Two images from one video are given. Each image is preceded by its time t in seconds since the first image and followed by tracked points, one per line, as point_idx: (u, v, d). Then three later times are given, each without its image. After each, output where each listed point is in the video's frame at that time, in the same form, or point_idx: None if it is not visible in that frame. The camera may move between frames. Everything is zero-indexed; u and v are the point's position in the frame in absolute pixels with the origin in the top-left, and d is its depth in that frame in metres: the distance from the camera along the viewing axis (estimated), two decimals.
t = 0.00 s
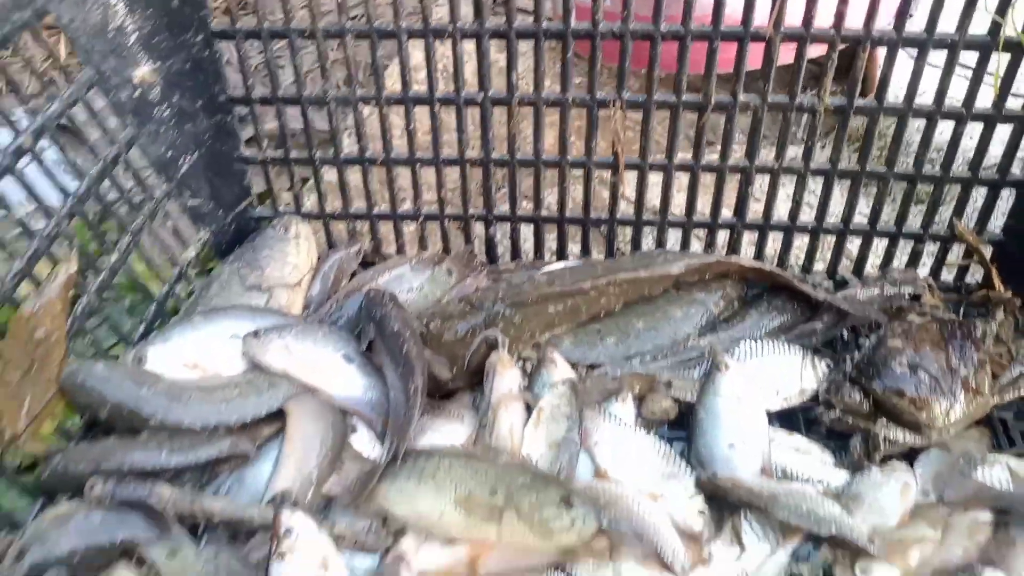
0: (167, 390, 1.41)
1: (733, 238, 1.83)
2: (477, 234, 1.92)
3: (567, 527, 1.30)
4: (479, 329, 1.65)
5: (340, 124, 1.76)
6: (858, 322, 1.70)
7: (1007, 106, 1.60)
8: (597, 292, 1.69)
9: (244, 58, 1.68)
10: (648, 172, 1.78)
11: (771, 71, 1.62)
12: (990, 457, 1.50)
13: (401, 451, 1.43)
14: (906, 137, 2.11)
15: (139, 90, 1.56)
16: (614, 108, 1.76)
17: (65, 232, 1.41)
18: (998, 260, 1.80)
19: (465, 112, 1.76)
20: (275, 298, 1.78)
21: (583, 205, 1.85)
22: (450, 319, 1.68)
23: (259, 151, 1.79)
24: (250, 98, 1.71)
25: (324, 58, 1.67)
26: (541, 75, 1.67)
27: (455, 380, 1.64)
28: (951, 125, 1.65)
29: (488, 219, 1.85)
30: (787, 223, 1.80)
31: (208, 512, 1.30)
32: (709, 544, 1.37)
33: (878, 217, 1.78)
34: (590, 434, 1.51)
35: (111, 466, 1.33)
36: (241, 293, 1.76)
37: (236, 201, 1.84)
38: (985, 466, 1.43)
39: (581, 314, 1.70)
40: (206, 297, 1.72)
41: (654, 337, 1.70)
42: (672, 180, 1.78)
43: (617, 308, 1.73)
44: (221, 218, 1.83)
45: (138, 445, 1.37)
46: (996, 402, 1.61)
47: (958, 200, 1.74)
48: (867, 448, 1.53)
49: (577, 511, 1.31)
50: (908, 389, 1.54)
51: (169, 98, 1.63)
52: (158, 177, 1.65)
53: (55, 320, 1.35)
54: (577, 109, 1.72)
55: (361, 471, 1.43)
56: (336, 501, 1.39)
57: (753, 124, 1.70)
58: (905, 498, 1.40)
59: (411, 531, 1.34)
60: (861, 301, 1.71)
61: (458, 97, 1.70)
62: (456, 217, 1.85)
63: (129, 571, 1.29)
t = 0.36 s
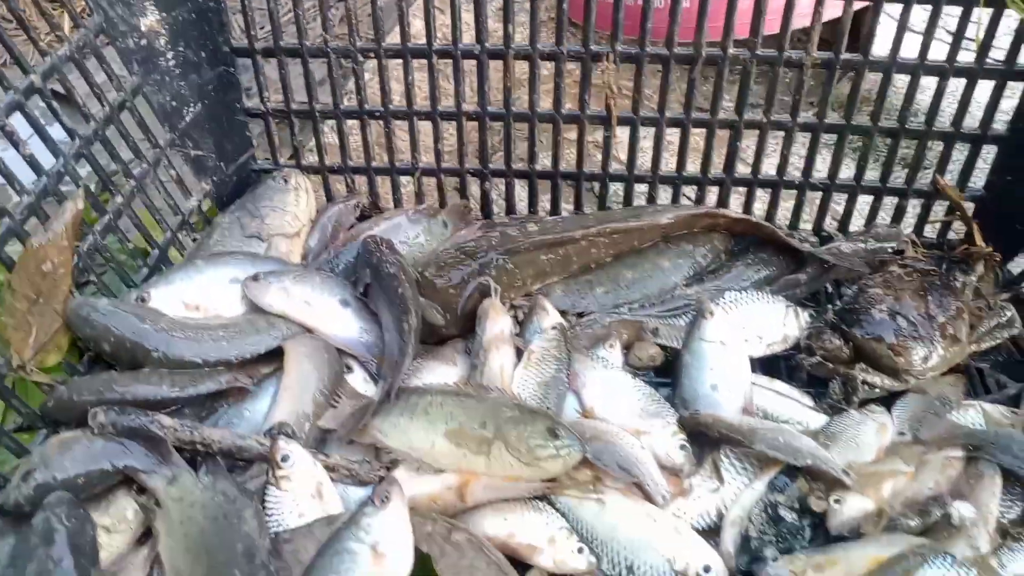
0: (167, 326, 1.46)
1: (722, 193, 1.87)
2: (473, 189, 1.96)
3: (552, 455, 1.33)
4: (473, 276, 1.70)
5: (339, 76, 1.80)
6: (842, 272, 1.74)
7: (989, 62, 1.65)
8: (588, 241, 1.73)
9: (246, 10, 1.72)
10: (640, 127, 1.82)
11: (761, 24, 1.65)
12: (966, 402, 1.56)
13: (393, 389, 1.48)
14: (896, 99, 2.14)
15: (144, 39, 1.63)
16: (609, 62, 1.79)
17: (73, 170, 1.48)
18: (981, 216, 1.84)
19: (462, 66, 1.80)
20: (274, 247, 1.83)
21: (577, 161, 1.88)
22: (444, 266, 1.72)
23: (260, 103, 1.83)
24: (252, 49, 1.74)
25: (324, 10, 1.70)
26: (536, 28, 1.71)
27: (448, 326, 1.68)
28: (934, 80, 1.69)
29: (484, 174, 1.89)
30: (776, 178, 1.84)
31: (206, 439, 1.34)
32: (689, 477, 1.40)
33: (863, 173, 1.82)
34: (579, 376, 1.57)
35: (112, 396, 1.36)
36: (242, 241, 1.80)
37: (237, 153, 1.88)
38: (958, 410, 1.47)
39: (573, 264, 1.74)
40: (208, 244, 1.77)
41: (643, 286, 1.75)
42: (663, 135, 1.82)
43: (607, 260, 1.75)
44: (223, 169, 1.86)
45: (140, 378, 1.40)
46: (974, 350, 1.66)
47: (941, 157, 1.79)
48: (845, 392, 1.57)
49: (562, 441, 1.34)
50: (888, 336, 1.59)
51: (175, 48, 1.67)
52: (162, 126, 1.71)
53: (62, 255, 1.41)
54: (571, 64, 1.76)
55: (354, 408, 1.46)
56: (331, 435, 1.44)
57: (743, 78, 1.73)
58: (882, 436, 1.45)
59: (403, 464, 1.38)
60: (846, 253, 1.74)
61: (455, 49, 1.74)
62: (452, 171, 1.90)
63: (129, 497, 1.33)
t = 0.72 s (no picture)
0: (187, 271, 1.54)
1: (715, 157, 1.95)
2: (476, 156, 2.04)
3: (547, 390, 1.42)
4: (475, 232, 1.77)
5: (348, 42, 1.88)
6: (829, 232, 1.81)
7: (971, 29, 1.71)
8: (585, 201, 1.81)
9: None
10: (636, 93, 1.90)
11: None
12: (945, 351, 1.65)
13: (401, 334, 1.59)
14: (885, 71, 2.22)
15: (164, 4, 1.69)
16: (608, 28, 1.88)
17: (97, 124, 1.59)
18: (965, 182, 1.91)
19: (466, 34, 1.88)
20: (286, 206, 1.90)
21: (576, 127, 1.97)
22: (448, 224, 1.79)
23: (273, 69, 1.91)
24: (265, 16, 1.82)
25: None
26: None
27: (452, 280, 1.76)
28: (919, 47, 1.76)
29: (486, 139, 1.98)
30: (766, 143, 1.92)
31: (224, 373, 1.44)
32: (677, 415, 1.48)
33: (850, 138, 1.90)
34: (577, 324, 1.66)
35: (136, 333, 1.45)
36: (255, 201, 1.88)
37: (252, 117, 1.97)
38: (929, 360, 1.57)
39: (570, 224, 1.83)
40: (224, 202, 1.86)
41: (636, 245, 1.82)
42: (658, 101, 1.89)
43: (603, 220, 1.84)
44: (238, 132, 1.95)
45: (161, 316, 1.48)
46: (955, 305, 1.73)
47: (927, 123, 1.86)
48: (828, 341, 1.66)
49: (557, 376, 1.43)
50: (870, 289, 1.66)
51: (192, 14, 1.74)
52: (181, 89, 1.79)
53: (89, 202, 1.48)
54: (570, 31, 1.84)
55: (362, 349, 1.57)
56: (341, 372, 1.52)
57: (735, 45, 1.81)
58: (862, 381, 1.50)
59: (409, 398, 1.46)
60: (832, 216, 1.82)
61: (459, 17, 1.82)
62: (456, 136, 1.98)
63: (151, 426, 1.42)
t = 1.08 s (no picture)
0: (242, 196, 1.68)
1: (741, 110, 2.04)
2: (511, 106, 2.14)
3: (580, 310, 1.53)
4: (512, 174, 1.87)
5: None
6: (849, 180, 1.89)
7: None
8: (616, 146, 1.90)
9: None
10: (667, 46, 1.98)
11: None
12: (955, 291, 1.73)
13: (439, 263, 1.68)
14: (908, 32, 2.29)
15: None
16: None
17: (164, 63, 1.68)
18: (982, 136, 1.98)
19: None
20: (333, 150, 2.00)
21: (608, 78, 2.06)
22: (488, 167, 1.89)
23: (324, 20, 2.01)
24: None
25: None
26: None
27: (488, 219, 1.86)
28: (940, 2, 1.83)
29: (521, 90, 2.08)
30: (791, 96, 2.01)
31: (281, 291, 1.57)
32: (701, 339, 1.57)
33: (872, 92, 1.98)
34: (606, 258, 1.74)
35: (200, 253, 1.57)
36: (304, 141, 1.98)
37: (301, 66, 2.09)
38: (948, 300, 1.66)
39: (601, 169, 1.91)
40: (274, 144, 1.97)
41: (664, 189, 1.92)
42: (688, 53, 1.98)
43: (632, 165, 1.93)
44: (288, 80, 2.07)
45: (222, 239, 1.60)
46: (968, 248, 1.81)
47: (946, 76, 1.93)
48: (846, 277, 1.74)
49: (588, 299, 1.54)
50: (887, 229, 1.75)
51: None
52: (237, 36, 1.90)
53: (156, 131, 1.60)
54: None
55: (406, 276, 1.68)
56: (387, 296, 1.64)
57: None
58: (878, 313, 1.60)
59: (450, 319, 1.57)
60: (854, 164, 1.90)
61: None
62: (493, 87, 2.08)
63: (214, 339, 1.54)
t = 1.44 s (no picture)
0: (285, 120, 1.77)
1: (759, 58, 2.11)
2: (536, 49, 2.21)
3: (598, 231, 1.62)
4: (537, 111, 1.95)
5: None
6: (861, 126, 1.96)
7: None
8: (637, 87, 1.98)
9: None
10: None
11: None
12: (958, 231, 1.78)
13: (466, 188, 1.77)
14: None
15: None
16: None
17: None
18: (993, 88, 2.05)
19: None
20: (365, 84, 2.08)
21: (631, 23, 2.14)
22: (514, 102, 1.98)
23: None
24: None
25: None
26: None
27: (512, 153, 1.94)
28: None
29: (547, 33, 2.15)
30: (807, 45, 2.08)
31: (318, 205, 1.67)
32: (712, 265, 1.66)
33: (886, 43, 2.04)
34: (623, 190, 1.80)
35: (241, 167, 1.68)
36: (338, 75, 2.06)
37: (336, 6, 2.19)
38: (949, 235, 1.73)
39: (622, 108, 1.99)
40: (310, 75, 2.06)
41: (683, 129, 2.00)
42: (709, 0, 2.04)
43: (652, 107, 2.01)
44: (323, 18, 2.16)
45: (261, 156, 1.70)
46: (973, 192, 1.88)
47: (960, 28, 1.98)
48: (854, 215, 1.80)
49: (606, 222, 1.63)
50: (895, 169, 1.81)
51: None
52: None
53: (203, 52, 1.73)
54: None
55: (433, 201, 1.77)
56: (416, 217, 1.73)
57: None
58: (882, 246, 1.63)
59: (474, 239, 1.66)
60: (867, 111, 1.97)
61: None
62: (520, 30, 2.16)
63: (253, 250, 1.63)
